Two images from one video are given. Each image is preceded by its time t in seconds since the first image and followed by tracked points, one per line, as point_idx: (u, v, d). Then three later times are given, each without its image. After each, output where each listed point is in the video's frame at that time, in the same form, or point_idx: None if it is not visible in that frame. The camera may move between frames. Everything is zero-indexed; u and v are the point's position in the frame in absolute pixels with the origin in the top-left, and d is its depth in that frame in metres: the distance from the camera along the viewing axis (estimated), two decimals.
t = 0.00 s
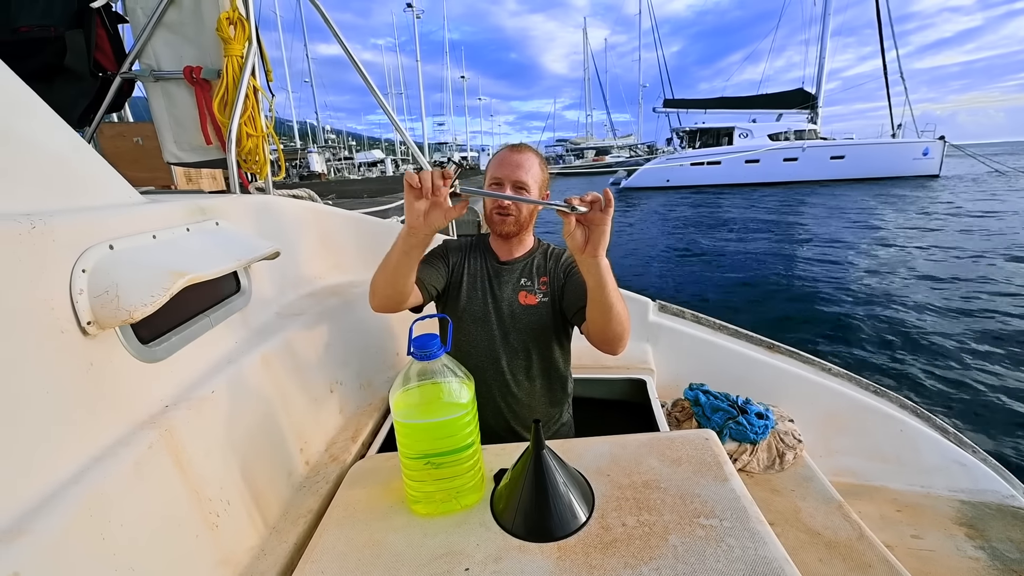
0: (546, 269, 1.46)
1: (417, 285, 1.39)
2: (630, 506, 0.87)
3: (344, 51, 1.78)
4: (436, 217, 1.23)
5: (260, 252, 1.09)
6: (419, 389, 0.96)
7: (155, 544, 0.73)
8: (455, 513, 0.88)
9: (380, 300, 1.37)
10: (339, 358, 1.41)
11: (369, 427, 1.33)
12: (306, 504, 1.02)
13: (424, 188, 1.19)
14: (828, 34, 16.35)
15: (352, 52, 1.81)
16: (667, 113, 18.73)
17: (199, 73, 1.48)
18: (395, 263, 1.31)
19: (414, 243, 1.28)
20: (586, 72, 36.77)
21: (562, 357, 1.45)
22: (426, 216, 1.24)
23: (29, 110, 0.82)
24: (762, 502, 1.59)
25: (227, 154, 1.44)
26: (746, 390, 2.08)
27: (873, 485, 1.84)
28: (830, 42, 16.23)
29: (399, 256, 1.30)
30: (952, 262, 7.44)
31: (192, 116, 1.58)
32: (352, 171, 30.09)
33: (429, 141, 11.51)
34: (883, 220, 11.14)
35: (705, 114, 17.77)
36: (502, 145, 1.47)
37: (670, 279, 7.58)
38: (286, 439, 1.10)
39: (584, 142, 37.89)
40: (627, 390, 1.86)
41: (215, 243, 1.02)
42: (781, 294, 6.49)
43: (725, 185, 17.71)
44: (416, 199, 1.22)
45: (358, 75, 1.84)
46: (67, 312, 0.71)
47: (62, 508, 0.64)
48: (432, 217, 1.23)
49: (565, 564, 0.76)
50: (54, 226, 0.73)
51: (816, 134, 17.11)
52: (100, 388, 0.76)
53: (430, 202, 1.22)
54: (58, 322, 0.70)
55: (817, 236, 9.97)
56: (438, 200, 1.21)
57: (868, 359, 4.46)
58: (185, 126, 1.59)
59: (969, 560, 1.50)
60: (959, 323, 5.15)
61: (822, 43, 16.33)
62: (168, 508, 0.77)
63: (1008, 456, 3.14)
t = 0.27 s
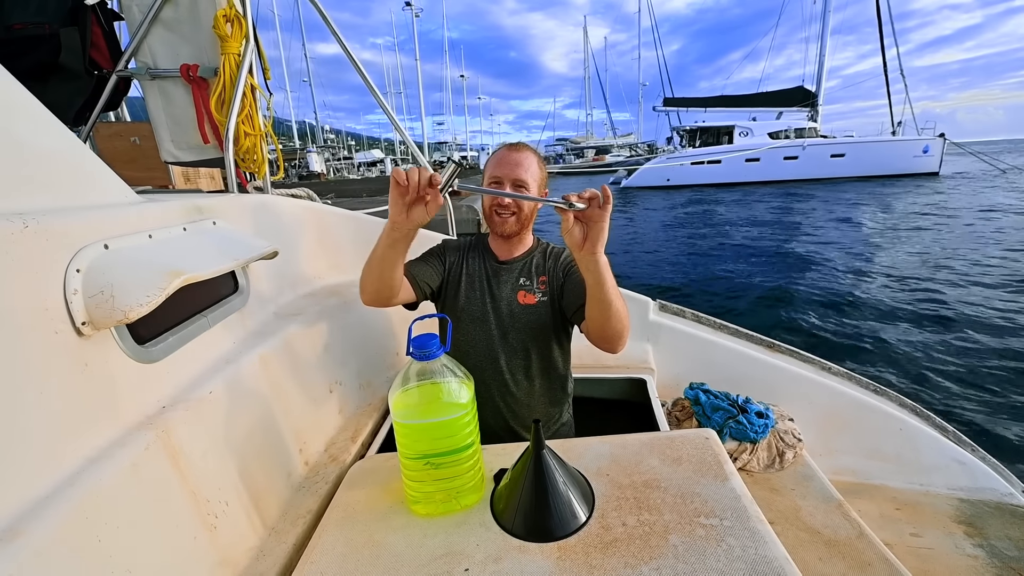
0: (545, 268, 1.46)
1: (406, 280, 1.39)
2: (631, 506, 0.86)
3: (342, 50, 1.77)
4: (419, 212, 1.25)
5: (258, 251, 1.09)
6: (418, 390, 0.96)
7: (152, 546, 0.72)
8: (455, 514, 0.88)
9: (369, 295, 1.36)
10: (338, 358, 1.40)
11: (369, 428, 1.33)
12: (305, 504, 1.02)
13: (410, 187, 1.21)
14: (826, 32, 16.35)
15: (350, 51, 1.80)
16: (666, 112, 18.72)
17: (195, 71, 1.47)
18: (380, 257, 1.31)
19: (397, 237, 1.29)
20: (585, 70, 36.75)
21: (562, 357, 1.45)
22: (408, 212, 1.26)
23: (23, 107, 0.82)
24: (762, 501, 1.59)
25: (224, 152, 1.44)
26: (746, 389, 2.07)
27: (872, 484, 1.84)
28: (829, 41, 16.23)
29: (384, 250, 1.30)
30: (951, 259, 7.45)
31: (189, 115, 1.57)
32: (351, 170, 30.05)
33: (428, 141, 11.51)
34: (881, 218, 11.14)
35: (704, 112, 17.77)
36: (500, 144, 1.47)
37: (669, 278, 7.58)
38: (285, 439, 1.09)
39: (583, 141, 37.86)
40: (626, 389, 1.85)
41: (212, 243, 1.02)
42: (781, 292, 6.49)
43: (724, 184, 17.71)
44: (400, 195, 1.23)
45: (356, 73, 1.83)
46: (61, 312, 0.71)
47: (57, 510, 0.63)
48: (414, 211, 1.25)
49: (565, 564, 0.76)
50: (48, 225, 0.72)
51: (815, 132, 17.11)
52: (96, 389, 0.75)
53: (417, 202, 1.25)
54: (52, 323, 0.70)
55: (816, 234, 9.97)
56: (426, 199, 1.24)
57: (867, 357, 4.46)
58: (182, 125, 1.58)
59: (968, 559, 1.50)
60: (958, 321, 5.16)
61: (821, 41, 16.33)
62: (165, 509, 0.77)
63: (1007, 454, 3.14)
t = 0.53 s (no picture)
0: (544, 263, 1.45)
1: (406, 271, 1.39)
2: (630, 502, 0.86)
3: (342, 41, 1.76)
4: (423, 199, 1.25)
5: (256, 244, 1.08)
6: (417, 384, 0.95)
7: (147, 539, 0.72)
8: (452, 508, 0.87)
9: (368, 281, 1.34)
10: (337, 352, 1.40)
11: (368, 422, 1.33)
12: (303, 498, 1.02)
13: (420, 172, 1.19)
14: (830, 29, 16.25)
15: (350, 43, 1.79)
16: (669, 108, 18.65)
17: (194, 62, 1.46)
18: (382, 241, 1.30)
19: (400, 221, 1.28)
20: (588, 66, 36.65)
21: (560, 352, 1.44)
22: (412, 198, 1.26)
23: (17, 95, 0.81)
24: (761, 498, 1.59)
25: (223, 144, 1.43)
26: (746, 386, 2.07)
27: (872, 482, 1.84)
28: (833, 38, 16.14)
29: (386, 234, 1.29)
30: (954, 258, 7.42)
31: (189, 106, 1.56)
32: (352, 165, 30.00)
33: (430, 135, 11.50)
34: (884, 216, 11.10)
35: (706, 109, 17.70)
36: (500, 138, 1.45)
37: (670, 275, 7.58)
38: (283, 433, 1.09)
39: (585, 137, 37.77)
40: (626, 385, 1.85)
41: (210, 235, 1.01)
42: (782, 290, 6.48)
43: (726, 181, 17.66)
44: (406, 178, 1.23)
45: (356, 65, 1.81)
46: (56, 302, 0.70)
47: (50, 502, 0.62)
48: (419, 197, 1.25)
49: (563, 560, 0.76)
50: (42, 215, 0.71)
51: (818, 129, 17.04)
52: (91, 380, 0.75)
53: (422, 186, 1.24)
54: (47, 313, 0.69)
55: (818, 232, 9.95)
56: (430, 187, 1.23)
57: (868, 355, 4.45)
58: (182, 116, 1.57)
59: (967, 557, 1.49)
60: (959, 320, 5.14)
61: (825, 38, 16.23)
62: (161, 502, 0.76)
63: (1008, 453, 3.14)
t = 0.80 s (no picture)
0: (543, 256, 1.44)
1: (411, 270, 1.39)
2: (628, 496, 0.86)
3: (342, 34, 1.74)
4: (452, 210, 1.22)
5: (254, 237, 1.07)
6: (415, 378, 0.95)
7: (146, 531, 0.72)
8: (451, 502, 0.87)
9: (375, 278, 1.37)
10: (337, 346, 1.39)
11: (367, 415, 1.33)
12: (302, 491, 1.02)
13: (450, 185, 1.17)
14: (834, 23, 16.13)
15: (350, 35, 1.77)
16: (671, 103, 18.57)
17: (192, 53, 1.45)
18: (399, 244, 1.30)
19: (422, 228, 1.28)
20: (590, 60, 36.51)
21: (559, 345, 1.44)
22: (440, 207, 1.24)
23: (13, 86, 0.80)
24: (760, 493, 1.59)
25: (222, 137, 1.42)
26: (746, 381, 2.07)
27: (871, 477, 1.84)
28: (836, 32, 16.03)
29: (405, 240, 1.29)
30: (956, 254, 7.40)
31: (187, 99, 1.56)
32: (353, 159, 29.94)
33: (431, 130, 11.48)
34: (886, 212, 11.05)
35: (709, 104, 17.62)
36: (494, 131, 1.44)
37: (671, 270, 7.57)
38: (282, 426, 1.09)
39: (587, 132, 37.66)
40: (626, 380, 1.85)
41: (208, 228, 1.00)
42: (783, 286, 6.47)
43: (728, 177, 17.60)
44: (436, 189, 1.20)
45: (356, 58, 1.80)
46: (51, 294, 0.70)
47: (47, 494, 0.62)
48: (447, 208, 1.23)
49: (561, 553, 0.76)
50: (38, 207, 0.71)
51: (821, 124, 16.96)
52: (88, 373, 0.75)
53: (453, 197, 1.22)
54: (43, 305, 0.69)
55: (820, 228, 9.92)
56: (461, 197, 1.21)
57: (869, 351, 4.45)
58: (180, 109, 1.57)
59: (965, 552, 1.49)
60: (961, 315, 5.13)
61: (828, 32, 16.13)
62: (159, 494, 0.76)
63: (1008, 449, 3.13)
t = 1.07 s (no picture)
0: (542, 255, 1.44)
1: (405, 270, 1.38)
2: (627, 496, 0.86)
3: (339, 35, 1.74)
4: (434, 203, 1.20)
5: (251, 239, 1.07)
6: (414, 379, 0.94)
7: (143, 536, 0.72)
8: (450, 503, 0.87)
9: (370, 282, 1.35)
10: (335, 347, 1.39)
11: (366, 417, 1.32)
12: (301, 494, 1.02)
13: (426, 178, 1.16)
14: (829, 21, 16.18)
15: (347, 35, 1.77)
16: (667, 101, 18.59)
17: (188, 55, 1.45)
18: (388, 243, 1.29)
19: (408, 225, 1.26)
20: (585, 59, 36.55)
21: (559, 345, 1.44)
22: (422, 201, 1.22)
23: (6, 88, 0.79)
24: (759, 490, 1.59)
25: (219, 139, 1.41)
26: (744, 379, 2.07)
27: (869, 473, 1.85)
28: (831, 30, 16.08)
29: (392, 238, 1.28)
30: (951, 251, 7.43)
31: (184, 101, 1.55)
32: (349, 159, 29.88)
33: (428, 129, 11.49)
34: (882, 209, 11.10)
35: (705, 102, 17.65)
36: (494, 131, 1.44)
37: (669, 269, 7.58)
38: (280, 429, 1.09)
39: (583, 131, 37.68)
40: (625, 379, 1.85)
41: (204, 230, 1.00)
42: (780, 283, 6.49)
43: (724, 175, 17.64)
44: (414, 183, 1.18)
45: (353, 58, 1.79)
46: (47, 299, 0.69)
47: (43, 500, 0.62)
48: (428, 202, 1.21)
49: (561, 553, 0.76)
50: (32, 211, 0.71)
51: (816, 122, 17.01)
52: (85, 377, 0.74)
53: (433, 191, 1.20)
54: (38, 310, 0.68)
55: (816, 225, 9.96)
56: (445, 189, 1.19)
57: (865, 348, 4.47)
58: (177, 111, 1.56)
59: (962, 547, 1.50)
60: (956, 312, 5.16)
61: (823, 30, 16.18)
62: (157, 499, 0.76)
63: (1004, 445, 3.15)
